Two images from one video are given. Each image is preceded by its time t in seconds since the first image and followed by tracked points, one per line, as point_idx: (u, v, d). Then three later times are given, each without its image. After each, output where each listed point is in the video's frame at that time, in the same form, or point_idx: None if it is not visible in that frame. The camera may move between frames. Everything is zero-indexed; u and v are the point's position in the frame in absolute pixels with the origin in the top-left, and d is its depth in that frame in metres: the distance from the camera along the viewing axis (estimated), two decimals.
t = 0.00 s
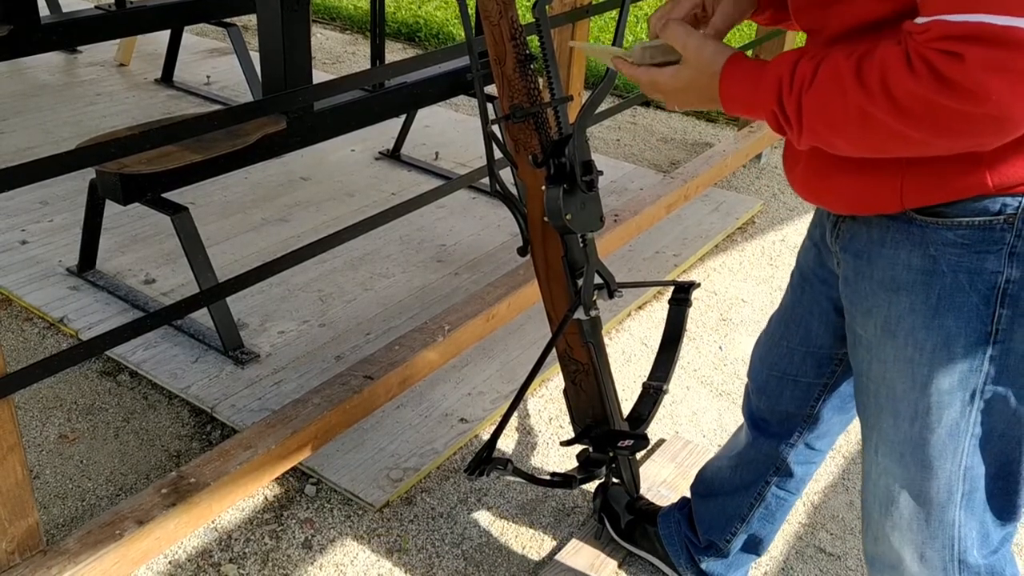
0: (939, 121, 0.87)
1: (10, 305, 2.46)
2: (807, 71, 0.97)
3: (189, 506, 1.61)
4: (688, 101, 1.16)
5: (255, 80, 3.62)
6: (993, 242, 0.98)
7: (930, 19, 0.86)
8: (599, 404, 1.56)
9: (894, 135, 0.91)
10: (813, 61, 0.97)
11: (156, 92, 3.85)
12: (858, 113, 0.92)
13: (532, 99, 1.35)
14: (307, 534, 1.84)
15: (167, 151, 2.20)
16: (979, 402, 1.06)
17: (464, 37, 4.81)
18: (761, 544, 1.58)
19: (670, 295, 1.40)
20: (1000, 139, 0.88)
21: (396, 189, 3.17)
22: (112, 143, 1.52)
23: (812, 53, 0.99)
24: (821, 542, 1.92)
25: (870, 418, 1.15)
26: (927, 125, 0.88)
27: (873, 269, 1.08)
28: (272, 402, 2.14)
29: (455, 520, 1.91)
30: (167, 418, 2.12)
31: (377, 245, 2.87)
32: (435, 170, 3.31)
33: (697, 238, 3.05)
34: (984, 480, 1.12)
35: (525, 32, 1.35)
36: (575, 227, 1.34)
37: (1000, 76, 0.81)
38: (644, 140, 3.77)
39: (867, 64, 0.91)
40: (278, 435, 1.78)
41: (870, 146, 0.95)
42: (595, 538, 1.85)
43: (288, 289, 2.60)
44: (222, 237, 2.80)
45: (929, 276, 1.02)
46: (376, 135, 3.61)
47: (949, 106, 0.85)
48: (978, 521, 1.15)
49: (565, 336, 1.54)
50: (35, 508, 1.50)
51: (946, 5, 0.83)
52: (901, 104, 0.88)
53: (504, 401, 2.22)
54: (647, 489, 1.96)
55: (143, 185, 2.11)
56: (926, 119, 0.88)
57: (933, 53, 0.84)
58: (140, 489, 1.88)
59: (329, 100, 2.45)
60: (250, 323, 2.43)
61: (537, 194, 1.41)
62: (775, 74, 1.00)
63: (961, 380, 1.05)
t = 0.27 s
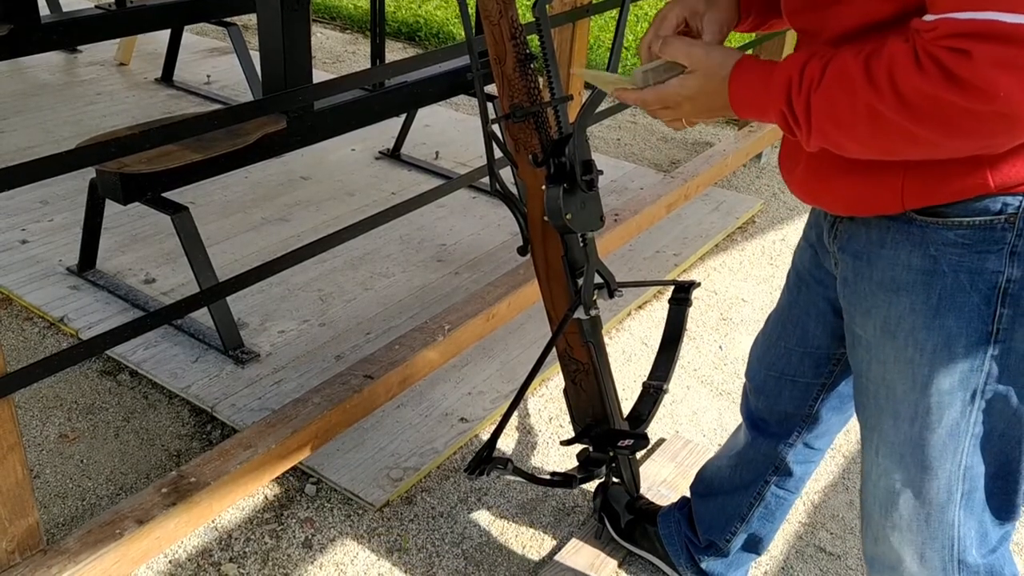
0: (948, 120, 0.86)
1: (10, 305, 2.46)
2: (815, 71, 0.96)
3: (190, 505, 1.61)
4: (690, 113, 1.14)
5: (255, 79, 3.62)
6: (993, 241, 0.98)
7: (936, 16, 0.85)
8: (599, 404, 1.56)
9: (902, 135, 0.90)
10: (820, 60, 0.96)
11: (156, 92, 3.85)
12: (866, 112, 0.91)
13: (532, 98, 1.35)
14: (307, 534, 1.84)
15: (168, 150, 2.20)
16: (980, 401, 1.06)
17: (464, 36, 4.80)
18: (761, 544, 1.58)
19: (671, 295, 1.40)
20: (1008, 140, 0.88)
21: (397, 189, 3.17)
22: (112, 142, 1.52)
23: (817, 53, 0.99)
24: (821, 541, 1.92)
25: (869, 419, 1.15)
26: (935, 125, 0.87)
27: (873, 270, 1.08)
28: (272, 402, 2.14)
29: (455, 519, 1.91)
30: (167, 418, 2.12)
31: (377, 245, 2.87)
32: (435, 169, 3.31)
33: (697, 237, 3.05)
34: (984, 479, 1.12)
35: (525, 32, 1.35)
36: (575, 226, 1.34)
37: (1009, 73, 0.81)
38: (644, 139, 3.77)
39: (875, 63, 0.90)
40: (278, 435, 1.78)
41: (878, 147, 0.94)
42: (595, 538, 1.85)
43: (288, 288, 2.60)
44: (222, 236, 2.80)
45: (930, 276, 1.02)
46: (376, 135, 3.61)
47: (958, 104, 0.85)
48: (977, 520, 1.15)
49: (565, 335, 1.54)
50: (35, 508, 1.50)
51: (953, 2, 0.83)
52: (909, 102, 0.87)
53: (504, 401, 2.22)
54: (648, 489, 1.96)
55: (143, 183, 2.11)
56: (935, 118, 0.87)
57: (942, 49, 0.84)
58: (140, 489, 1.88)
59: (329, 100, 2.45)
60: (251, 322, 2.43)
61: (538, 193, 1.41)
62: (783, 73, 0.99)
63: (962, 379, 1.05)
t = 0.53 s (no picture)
0: (954, 126, 0.86)
1: (11, 304, 2.46)
2: (814, 82, 0.96)
3: (190, 504, 1.61)
4: (695, 132, 1.15)
5: (255, 79, 3.62)
6: (995, 240, 0.98)
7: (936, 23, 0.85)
8: (599, 403, 1.56)
9: (909, 141, 0.90)
10: (821, 71, 0.96)
11: (156, 91, 3.85)
12: (871, 122, 0.91)
13: (533, 98, 1.35)
14: (308, 533, 1.84)
15: (169, 149, 2.20)
16: (981, 400, 1.06)
17: (464, 36, 4.80)
18: (761, 543, 1.58)
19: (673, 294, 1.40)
20: (1013, 141, 0.88)
21: (397, 188, 3.17)
22: (112, 142, 1.52)
23: (815, 61, 0.98)
24: (821, 541, 1.92)
25: (870, 418, 1.15)
26: (941, 130, 0.87)
27: (873, 269, 1.08)
28: (273, 401, 2.14)
29: (455, 519, 1.91)
30: (168, 417, 2.12)
31: (377, 244, 2.87)
32: (436, 169, 3.31)
33: (697, 237, 3.05)
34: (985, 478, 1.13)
35: (526, 31, 1.35)
36: (576, 226, 1.34)
37: (1014, 78, 0.80)
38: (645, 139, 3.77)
39: (876, 72, 0.90)
40: (279, 434, 1.78)
41: (884, 154, 0.94)
42: (595, 537, 1.85)
43: (289, 288, 2.60)
44: (222, 236, 2.80)
45: (932, 275, 1.02)
46: (377, 134, 3.61)
47: (962, 110, 0.84)
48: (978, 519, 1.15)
49: (565, 335, 1.54)
50: (36, 507, 1.50)
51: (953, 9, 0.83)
52: (914, 110, 0.87)
53: (504, 400, 2.22)
54: (648, 489, 1.96)
55: (143, 183, 2.10)
56: (940, 124, 0.87)
57: (943, 57, 0.84)
58: (140, 488, 1.88)
59: (329, 99, 2.44)
60: (251, 322, 2.43)
61: (538, 192, 1.41)
62: (785, 85, 0.98)
63: (963, 378, 1.05)
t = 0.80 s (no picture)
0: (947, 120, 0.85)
1: (11, 303, 2.46)
2: (807, 84, 0.95)
3: (191, 504, 1.61)
4: (685, 134, 1.12)
5: (255, 78, 3.62)
6: (995, 239, 0.98)
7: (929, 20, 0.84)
8: (600, 403, 1.56)
9: (905, 138, 0.89)
10: (814, 69, 0.95)
11: (157, 90, 3.85)
12: (864, 119, 0.89)
13: (534, 97, 1.35)
14: (309, 532, 1.84)
15: (171, 148, 2.19)
16: (983, 400, 1.06)
17: (464, 35, 4.80)
18: (762, 542, 1.58)
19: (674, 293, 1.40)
20: (1010, 135, 0.87)
21: (398, 188, 3.17)
22: (113, 141, 1.52)
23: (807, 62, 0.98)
24: (822, 540, 1.92)
25: (871, 419, 1.15)
26: (938, 126, 0.86)
27: (873, 270, 1.08)
28: (274, 400, 2.14)
29: (456, 518, 1.91)
30: (169, 416, 2.12)
31: (378, 244, 2.87)
32: (436, 168, 3.31)
33: (698, 236, 3.05)
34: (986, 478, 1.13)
35: (527, 30, 1.35)
36: (577, 225, 1.34)
37: (1008, 71, 0.80)
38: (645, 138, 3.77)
39: (868, 70, 0.89)
40: (279, 433, 1.78)
41: (881, 152, 0.93)
42: (596, 536, 1.85)
43: (289, 287, 2.60)
44: (223, 235, 2.80)
45: (932, 276, 1.02)
46: (377, 133, 3.61)
47: (958, 105, 0.83)
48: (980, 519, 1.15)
49: (566, 334, 1.54)
50: (37, 506, 1.50)
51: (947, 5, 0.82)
52: (908, 105, 0.86)
53: (505, 400, 2.22)
54: (649, 488, 1.96)
55: (144, 182, 2.10)
56: (936, 120, 0.86)
57: (937, 52, 0.83)
58: (141, 487, 1.89)
59: (329, 99, 2.43)
60: (252, 321, 2.43)
61: (539, 191, 1.41)
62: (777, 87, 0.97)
63: (964, 378, 1.05)
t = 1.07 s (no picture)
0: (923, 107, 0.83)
1: (12, 303, 2.46)
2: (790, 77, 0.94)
3: (191, 503, 1.61)
4: (678, 121, 1.05)
5: (256, 78, 3.62)
6: (993, 239, 0.98)
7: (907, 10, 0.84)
8: (601, 402, 1.56)
9: (887, 128, 0.87)
10: (802, 54, 0.93)
11: (157, 90, 3.85)
12: (846, 104, 0.88)
13: (535, 96, 1.35)
14: (310, 531, 1.85)
15: (171, 148, 2.19)
16: (981, 400, 1.06)
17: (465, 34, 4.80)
18: (762, 542, 1.58)
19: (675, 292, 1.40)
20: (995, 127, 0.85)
21: (398, 187, 3.18)
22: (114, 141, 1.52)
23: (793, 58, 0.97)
24: (821, 539, 1.92)
25: (869, 419, 1.15)
26: (918, 114, 0.84)
27: (873, 270, 1.08)
28: (274, 400, 2.14)
29: (457, 518, 1.91)
30: (169, 416, 2.12)
31: (379, 243, 2.87)
32: (437, 168, 3.31)
33: (698, 236, 3.05)
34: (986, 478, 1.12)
35: (528, 30, 1.35)
36: (577, 224, 1.34)
37: (984, 58, 0.78)
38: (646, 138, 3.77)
39: (847, 62, 0.88)
40: (280, 433, 1.78)
41: (866, 145, 0.91)
42: (596, 536, 1.85)
43: (290, 287, 2.60)
44: (223, 235, 2.80)
45: (930, 276, 1.03)
46: (378, 133, 3.61)
47: (935, 94, 0.82)
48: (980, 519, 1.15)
49: (567, 334, 1.54)
50: (38, 505, 1.51)
51: None
52: (887, 94, 0.85)
53: (505, 399, 2.22)
54: (649, 487, 1.96)
55: (144, 182, 2.09)
56: (914, 110, 0.84)
57: (912, 40, 0.82)
58: (142, 487, 1.89)
59: (330, 99, 2.42)
60: (252, 320, 2.43)
61: (540, 191, 1.41)
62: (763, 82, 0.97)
63: (962, 378, 1.05)
